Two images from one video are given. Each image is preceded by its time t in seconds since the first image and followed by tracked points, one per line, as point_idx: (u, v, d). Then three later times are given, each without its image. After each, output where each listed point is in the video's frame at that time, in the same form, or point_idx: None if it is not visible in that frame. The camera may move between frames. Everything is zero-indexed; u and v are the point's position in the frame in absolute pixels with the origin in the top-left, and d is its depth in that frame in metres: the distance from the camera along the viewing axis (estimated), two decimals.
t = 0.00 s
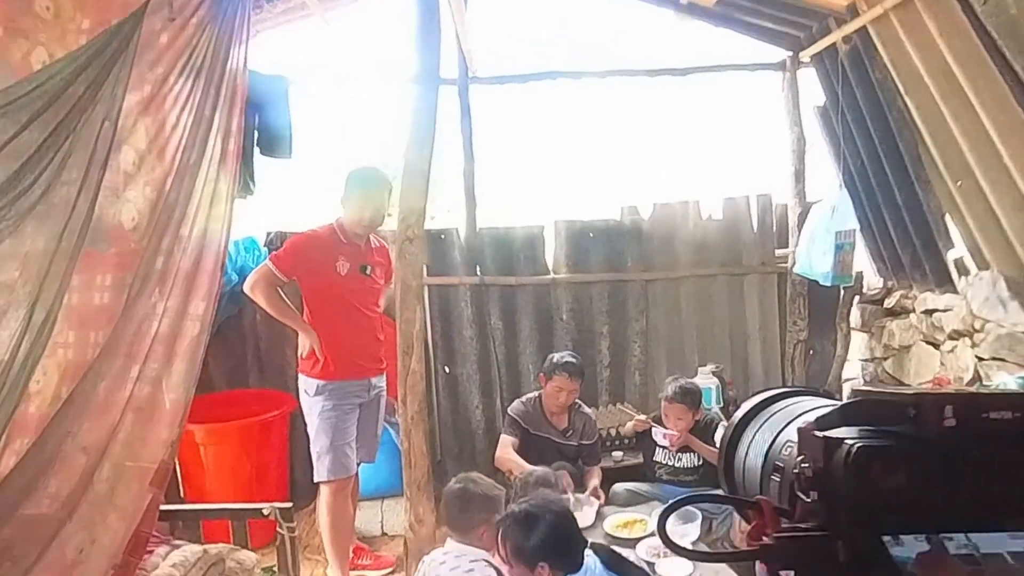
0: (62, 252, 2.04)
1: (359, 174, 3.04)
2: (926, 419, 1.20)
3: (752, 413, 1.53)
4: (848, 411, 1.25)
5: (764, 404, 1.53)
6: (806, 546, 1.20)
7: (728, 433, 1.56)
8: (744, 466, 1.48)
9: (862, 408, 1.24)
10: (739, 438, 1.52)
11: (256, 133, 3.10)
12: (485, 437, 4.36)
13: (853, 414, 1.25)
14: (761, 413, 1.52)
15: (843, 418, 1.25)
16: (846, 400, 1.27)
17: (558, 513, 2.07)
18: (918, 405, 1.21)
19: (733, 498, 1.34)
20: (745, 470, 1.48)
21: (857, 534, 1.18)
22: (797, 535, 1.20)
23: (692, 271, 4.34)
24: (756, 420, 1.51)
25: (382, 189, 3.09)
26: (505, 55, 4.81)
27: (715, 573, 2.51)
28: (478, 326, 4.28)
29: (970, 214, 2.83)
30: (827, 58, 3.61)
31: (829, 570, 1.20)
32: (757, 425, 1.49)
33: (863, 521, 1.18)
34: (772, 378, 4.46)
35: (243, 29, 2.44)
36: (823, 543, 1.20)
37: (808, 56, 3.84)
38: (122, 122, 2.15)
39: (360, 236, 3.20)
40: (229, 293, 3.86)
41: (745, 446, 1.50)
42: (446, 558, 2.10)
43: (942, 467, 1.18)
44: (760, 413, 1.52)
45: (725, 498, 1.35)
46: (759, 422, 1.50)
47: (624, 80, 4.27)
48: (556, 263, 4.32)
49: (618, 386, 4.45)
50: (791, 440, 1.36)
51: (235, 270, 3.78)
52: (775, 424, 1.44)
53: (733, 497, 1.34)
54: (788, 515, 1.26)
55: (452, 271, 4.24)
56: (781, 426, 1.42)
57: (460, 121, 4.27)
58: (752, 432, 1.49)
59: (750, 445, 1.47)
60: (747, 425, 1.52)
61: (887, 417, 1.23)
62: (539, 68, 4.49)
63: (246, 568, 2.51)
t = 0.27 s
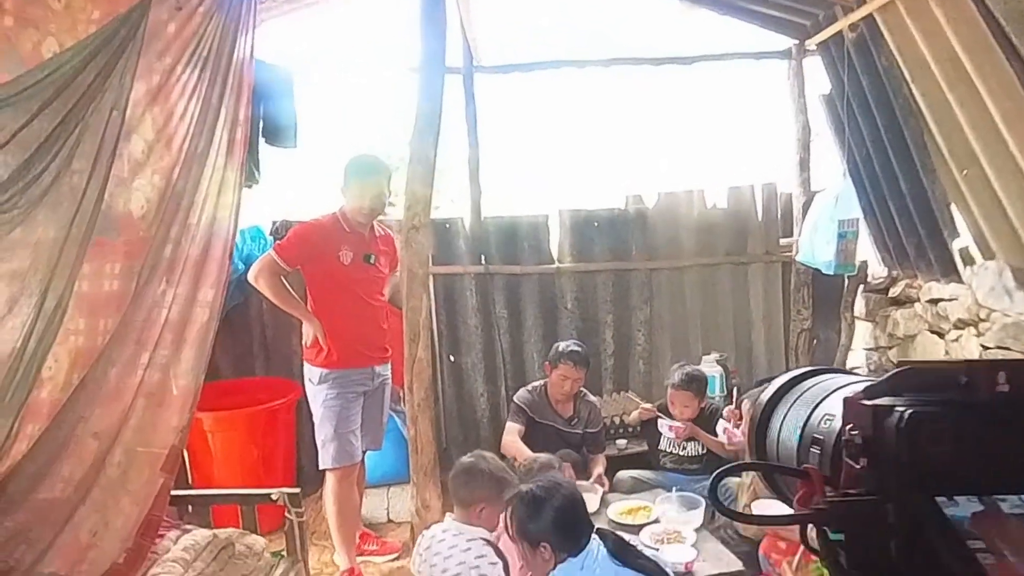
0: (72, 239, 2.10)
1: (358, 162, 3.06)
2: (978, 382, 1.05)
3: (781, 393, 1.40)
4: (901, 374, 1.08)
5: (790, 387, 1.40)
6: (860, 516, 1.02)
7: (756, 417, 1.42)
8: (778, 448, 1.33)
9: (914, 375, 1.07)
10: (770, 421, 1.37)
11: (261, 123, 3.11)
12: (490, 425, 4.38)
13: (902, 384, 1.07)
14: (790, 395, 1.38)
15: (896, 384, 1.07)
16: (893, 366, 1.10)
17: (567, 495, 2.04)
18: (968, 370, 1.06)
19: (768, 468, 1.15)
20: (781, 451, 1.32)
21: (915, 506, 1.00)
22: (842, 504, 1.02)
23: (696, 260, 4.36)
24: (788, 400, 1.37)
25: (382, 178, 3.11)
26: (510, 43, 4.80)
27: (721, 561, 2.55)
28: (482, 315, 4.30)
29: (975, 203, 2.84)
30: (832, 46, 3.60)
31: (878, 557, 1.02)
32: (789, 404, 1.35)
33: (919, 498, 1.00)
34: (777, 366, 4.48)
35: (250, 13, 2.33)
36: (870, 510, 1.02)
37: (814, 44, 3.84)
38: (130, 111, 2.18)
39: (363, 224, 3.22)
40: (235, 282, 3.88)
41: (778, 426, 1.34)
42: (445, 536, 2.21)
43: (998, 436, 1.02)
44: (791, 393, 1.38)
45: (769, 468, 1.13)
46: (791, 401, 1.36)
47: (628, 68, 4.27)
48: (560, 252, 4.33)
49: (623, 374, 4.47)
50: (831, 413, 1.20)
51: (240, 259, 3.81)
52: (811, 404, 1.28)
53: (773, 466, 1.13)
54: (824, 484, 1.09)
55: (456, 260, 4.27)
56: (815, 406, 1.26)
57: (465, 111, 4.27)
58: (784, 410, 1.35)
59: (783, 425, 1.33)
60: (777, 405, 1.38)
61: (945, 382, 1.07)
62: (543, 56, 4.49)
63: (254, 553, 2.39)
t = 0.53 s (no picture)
0: (77, 229, 2.08)
1: (361, 150, 3.04)
2: (994, 352, 1.06)
3: (784, 378, 1.37)
4: (915, 345, 1.09)
5: (794, 371, 1.38)
6: (878, 491, 1.01)
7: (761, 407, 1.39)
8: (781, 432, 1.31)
9: (928, 350, 1.08)
10: (773, 407, 1.35)
11: (265, 112, 3.10)
12: (494, 414, 4.40)
13: (913, 361, 1.08)
14: (793, 380, 1.36)
15: (910, 359, 1.08)
16: (907, 340, 1.11)
17: (584, 489, 2.05)
18: (983, 340, 1.07)
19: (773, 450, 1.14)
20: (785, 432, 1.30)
21: (934, 481, 0.99)
22: (856, 484, 1.02)
23: (701, 249, 4.35)
24: (791, 385, 1.35)
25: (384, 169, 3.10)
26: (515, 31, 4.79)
27: (724, 548, 2.58)
28: (487, 304, 4.32)
29: (982, 193, 2.82)
30: (839, 34, 3.59)
31: (895, 533, 1.02)
32: (792, 389, 1.33)
33: (936, 471, 1.00)
34: (780, 355, 4.50)
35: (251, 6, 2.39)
36: (887, 487, 1.01)
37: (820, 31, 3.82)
38: (135, 100, 2.17)
39: (366, 212, 3.22)
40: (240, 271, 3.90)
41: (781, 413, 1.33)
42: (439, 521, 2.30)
43: (1013, 407, 1.03)
44: (794, 377, 1.36)
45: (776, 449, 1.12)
46: (795, 385, 1.34)
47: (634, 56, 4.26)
48: (565, 242, 4.34)
49: (627, 363, 4.48)
50: (838, 395, 1.20)
51: (244, 248, 3.82)
52: (815, 387, 1.28)
53: (779, 446, 1.12)
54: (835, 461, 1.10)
55: (460, 250, 4.27)
56: (820, 388, 1.26)
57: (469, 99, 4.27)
58: (788, 395, 1.33)
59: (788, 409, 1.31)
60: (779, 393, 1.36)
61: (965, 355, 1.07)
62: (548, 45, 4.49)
63: (261, 539, 2.54)
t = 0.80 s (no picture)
0: (85, 220, 2.14)
1: (364, 143, 3.03)
2: None
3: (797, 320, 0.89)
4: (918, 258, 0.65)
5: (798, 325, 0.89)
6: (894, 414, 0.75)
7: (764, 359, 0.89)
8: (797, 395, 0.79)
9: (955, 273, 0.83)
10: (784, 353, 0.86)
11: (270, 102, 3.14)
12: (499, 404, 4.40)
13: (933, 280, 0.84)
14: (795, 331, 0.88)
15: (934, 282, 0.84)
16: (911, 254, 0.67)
17: (594, 476, 2.10)
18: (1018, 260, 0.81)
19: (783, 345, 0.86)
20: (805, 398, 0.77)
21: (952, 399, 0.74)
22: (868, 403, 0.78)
23: (703, 239, 4.43)
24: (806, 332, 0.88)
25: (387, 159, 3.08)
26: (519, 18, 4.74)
27: (726, 537, 2.62)
28: (491, 295, 4.34)
29: None
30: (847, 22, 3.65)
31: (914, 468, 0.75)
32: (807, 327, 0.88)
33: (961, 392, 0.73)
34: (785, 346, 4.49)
35: None
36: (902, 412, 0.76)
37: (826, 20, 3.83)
38: (142, 91, 2.17)
39: (372, 203, 3.19)
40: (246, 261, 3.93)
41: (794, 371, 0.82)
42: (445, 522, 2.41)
43: None
44: (807, 324, 0.89)
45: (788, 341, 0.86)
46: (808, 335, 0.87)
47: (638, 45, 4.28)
48: (569, 233, 4.38)
49: (630, 353, 4.47)
50: (857, 327, 0.83)
51: (252, 238, 3.89)
52: (834, 323, 0.86)
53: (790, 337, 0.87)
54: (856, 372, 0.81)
55: (465, 240, 4.31)
56: (842, 325, 0.85)
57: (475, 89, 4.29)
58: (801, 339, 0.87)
59: (800, 351, 0.85)
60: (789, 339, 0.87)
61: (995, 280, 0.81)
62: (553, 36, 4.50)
63: (270, 527, 2.60)
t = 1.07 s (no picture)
0: (91, 215, 2.09)
1: (371, 134, 3.05)
2: None
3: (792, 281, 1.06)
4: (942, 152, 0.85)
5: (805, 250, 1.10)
6: (909, 309, 0.82)
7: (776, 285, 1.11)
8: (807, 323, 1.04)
9: (965, 137, 0.84)
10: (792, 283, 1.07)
11: (275, 95, 3.13)
12: (501, 397, 4.44)
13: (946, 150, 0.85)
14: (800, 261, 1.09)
15: (947, 150, 0.85)
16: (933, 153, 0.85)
17: (598, 469, 2.13)
18: None
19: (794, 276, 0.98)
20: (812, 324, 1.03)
21: (967, 273, 0.80)
22: (880, 297, 0.82)
23: (706, 233, 4.39)
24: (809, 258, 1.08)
25: (396, 152, 3.11)
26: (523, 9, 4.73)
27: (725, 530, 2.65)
28: (494, 288, 4.38)
29: None
30: (851, 17, 3.57)
31: (926, 345, 0.82)
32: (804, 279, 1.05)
33: (972, 267, 0.80)
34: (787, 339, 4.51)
35: None
36: (918, 297, 0.82)
37: (832, 13, 3.80)
38: (145, 88, 2.15)
39: (376, 197, 3.23)
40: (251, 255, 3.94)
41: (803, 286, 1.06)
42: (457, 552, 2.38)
43: None
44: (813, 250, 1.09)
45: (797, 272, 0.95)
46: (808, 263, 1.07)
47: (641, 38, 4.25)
48: (572, 225, 4.37)
49: (633, 347, 4.54)
50: (863, 242, 0.99)
51: (255, 232, 3.87)
52: (837, 247, 1.03)
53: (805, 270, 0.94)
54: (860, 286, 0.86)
55: (468, 234, 4.31)
56: (844, 247, 1.01)
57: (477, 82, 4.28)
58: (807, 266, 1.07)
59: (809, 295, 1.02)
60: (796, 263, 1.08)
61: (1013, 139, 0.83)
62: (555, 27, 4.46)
63: (275, 519, 2.58)
